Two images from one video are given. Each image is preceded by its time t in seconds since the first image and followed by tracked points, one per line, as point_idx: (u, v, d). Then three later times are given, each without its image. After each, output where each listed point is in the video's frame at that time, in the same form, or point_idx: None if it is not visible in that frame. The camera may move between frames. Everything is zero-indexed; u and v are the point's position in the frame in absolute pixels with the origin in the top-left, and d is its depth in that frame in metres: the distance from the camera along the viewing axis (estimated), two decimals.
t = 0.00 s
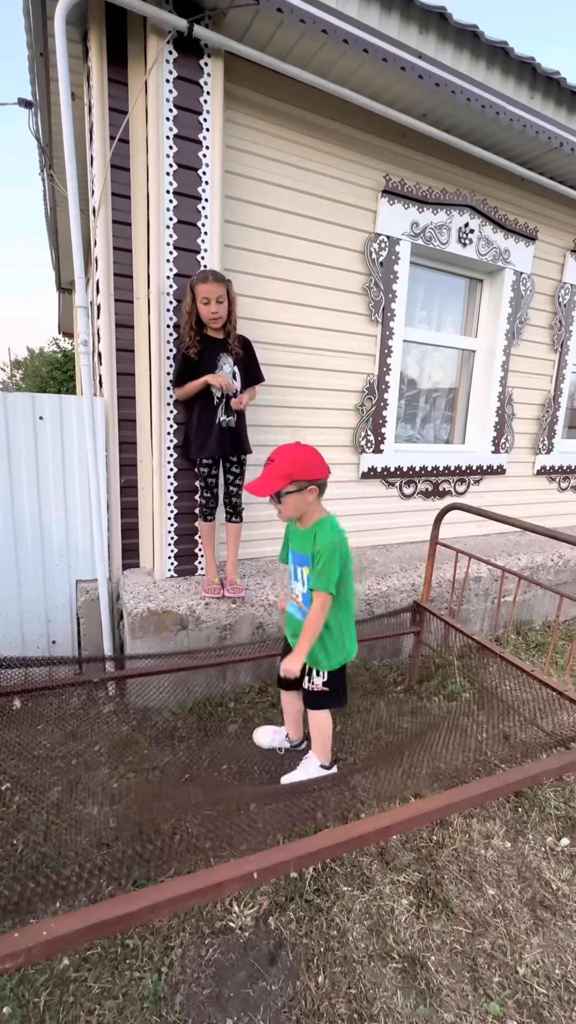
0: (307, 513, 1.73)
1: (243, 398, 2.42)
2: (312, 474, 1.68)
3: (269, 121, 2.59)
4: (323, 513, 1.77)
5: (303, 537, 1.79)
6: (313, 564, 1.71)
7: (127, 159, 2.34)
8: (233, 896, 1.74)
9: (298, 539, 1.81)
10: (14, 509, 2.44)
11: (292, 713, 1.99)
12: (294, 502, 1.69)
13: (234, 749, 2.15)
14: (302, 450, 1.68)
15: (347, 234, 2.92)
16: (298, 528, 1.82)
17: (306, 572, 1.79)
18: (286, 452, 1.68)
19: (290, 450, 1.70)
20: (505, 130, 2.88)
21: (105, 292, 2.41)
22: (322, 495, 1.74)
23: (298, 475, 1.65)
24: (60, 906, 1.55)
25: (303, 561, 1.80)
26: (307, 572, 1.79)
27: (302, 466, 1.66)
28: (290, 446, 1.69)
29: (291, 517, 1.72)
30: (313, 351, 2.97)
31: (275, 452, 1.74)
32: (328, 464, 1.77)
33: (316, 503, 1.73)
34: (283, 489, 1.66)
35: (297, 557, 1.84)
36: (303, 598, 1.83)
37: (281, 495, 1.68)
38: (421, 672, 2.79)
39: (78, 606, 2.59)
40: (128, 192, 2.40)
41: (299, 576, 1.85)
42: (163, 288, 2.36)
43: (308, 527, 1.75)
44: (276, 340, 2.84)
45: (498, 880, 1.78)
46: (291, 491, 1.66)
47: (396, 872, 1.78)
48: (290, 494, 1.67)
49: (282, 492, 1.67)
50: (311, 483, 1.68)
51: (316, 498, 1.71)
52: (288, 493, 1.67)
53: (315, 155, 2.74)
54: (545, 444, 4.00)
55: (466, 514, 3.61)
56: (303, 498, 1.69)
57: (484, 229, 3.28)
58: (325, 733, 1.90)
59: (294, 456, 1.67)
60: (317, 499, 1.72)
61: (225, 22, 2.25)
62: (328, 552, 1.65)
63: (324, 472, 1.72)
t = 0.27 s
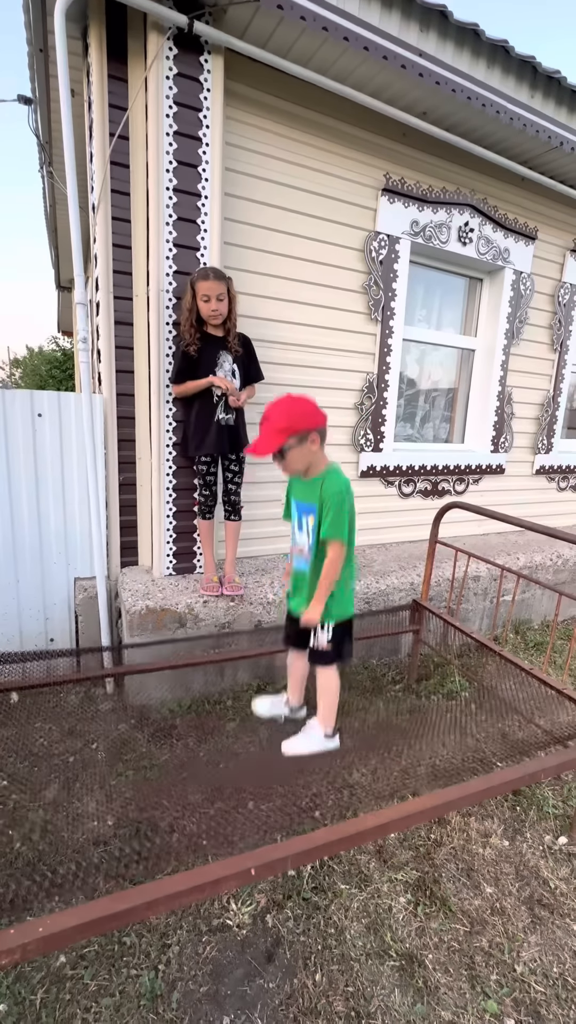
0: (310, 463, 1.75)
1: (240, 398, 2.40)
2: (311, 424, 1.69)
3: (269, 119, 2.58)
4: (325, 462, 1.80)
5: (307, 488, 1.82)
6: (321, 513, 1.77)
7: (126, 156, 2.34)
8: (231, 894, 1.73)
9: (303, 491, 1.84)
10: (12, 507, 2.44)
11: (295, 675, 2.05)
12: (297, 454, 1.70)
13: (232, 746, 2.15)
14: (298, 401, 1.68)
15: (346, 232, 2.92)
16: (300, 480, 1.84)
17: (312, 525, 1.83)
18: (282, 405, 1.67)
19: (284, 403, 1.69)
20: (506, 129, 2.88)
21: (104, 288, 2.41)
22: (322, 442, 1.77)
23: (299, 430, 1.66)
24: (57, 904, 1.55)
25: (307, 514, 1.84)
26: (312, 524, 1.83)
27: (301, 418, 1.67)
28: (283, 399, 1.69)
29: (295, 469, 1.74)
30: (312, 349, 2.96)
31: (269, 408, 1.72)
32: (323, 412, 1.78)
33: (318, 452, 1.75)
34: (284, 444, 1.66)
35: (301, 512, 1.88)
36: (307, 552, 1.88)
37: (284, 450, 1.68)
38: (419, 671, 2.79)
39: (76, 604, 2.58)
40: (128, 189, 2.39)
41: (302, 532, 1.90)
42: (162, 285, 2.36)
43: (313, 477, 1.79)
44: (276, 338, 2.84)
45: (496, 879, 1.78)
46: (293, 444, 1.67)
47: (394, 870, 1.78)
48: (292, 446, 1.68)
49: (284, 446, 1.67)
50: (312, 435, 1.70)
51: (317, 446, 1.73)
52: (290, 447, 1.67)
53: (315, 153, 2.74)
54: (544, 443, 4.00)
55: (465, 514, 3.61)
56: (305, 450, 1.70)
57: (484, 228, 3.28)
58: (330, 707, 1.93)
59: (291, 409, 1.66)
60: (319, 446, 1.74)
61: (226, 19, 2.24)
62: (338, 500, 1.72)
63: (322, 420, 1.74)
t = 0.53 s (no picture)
0: (313, 390, 1.83)
1: (240, 398, 2.39)
2: (309, 352, 1.76)
3: (271, 117, 2.58)
4: (325, 390, 1.88)
5: (315, 416, 1.87)
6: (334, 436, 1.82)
7: (126, 152, 2.33)
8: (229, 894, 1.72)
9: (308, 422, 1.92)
10: (10, 504, 2.42)
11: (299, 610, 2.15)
12: (299, 383, 1.77)
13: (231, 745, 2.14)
14: (294, 330, 1.74)
15: (347, 231, 2.91)
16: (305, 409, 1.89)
17: (323, 450, 1.88)
18: (280, 335, 1.74)
19: (279, 334, 1.74)
20: (507, 128, 2.87)
21: (104, 285, 2.40)
22: (321, 371, 1.84)
23: (296, 355, 1.72)
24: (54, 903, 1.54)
25: (318, 440, 1.88)
26: (323, 451, 1.88)
27: (298, 347, 1.73)
28: (278, 332, 1.75)
29: (298, 397, 1.82)
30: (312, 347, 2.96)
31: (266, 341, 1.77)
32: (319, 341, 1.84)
33: (317, 380, 1.83)
34: (286, 374, 1.72)
35: (310, 439, 1.92)
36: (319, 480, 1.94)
37: (286, 381, 1.75)
38: (418, 670, 2.78)
39: (74, 602, 2.57)
40: (128, 185, 2.38)
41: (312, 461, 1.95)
42: (162, 282, 2.35)
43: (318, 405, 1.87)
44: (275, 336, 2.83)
45: (495, 879, 1.77)
46: (294, 372, 1.74)
47: (393, 870, 1.77)
48: (293, 376, 1.75)
49: (285, 376, 1.74)
50: (310, 359, 1.77)
51: (318, 373, 1.80)
52: (292, 379, 1.75)
53: (316, 151, 2.74)
54: (544, 443, 4.00)
55: (465, 513, 3.60)
56: (305, 379, 1.78)
57: (485, 228, 3.28)
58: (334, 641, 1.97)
59: (288, 339, 1.73)
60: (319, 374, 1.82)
61: (227, 15, 2.23)
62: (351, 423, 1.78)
63: (320, 349, 1.81)
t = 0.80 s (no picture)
0: (317, 347, 1.88)
1: (240, 398, 2.37)
2: (312, 308, 1.81)
3: (272, 115, 2.57)
4: (327, 347, 1.93)
5: (320, 374, 1.93)
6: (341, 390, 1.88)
7: (126, 150, 2.31)
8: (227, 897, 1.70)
9: (313, 381, 1.97)
10: (8, 504, 2.41)
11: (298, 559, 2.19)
12: (304, 340, 1.83)
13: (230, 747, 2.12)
14: (297, 285, 1.79)
15: (348, 230, 2.90)
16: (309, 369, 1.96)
17: (330, 406, 1.94)
18: (284, 290, 1.78)
19: (281, 290, 1.79)
20: (508, 128, 2.86)
21: (103, 284, 2.38)
22: (324, 326, 1.90)
23: (300, 310, 1.77)
24: (50, 906, 1.52)
25: (325, 397, 1.94)
26: (330, 406, 1.94)
27: (301, 303, 1.78)
28: (280, 289, 1.79)
29: (304, 355, 1.87)
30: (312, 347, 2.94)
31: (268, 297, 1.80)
32: (320, 295, 1.89)
33: (320, 336, 1.88)
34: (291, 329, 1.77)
35: (317, 397, 1.98)
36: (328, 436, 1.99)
37: (292, 337, 1.79)
38: (418, 671, 2.76)
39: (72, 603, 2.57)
40: (128, 183, 2.37)
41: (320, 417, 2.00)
42: (161, 281, 2.33)
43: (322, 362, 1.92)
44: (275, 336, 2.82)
45: (496, 883, 1.75)
46: (300, 327, 1.79)
47: (393, 873, 1.75)
48: (298, 331, 1.79)
49: (291, 333, 1.78)
50: (314, 315, 1.82)
51: (321, 329, 1.86)
52: (297, 335, 1.80)
53: (317, 150, 2.73)
54: (544, 444, 3.99)
55: (465, 514, 3.59)
56: (310, 335, 1.83)
57: (486, 228, 3.27)
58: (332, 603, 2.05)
59: (291, 295, 1.77)
60: (322, 328, 1.87)
61: (227, 13, 2.22)
62: (360, 375, 1.82)
63: (322, 304, 1.86)
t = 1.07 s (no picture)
0: (322, 323, 2.04)
1: (239, 398, 2.33)
2: (317, 284, 1.97)
3: (273, 115, 2.55)
4: (333, 325, 2.09)
5: (327, 354, 2.12)
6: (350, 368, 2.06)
7: (126, 148, 2.29)
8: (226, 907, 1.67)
9: (319, 362, 2.16)
10: (5, 505, 2.38)
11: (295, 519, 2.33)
12: (310, 316, 1.99)
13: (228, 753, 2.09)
14: (303, 263, 1.96)
15: (349, 231, 2.88)
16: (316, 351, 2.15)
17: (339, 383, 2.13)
18: (291, 268, 1.95)
19: (288, 267, 1.96)
20: (511, 129, 2.85)
21: (102, 283, 2.36)
22: (332, 304, 2.05)
23: (305, 287, 1.93)
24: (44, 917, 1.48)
25: (333, 377, 2.13)
26: (338, 384, 2.14)
27: (306, 279, 1.94)
28: (287, 266, 1.96)
29: (310, 330, 2.02)
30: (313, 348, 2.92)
31: (276, 275, 1.98)
32: (329, 275, 2.05)
33: (328, 313, 2.04)
34: (297, 302, 1.93)
35: (326, 378, 2.16)
36: (338, 410, 2.19)
37: (298, 311, 1.95)
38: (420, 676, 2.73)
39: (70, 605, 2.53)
40: (128, 182, 2.34)
41: (328, 395, 2.20)
42: (161, 280, 2.31)
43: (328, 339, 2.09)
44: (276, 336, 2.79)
45: (499, 893, 1.72)
46: (305, 303, 1.95)
47: (395, 883, 1.72)
48: (304, 307, 1.95)
49: (296, 308, 1.95)
50: (319, 292, 1.98)
51: (327, 306, 2.02)
52: (302, 310, 1.96)
53: (318, 150, 2.71)
54: (546, 447, 3.97)
55: (466, 517, 3.57)
56: (315, 310, 1.99)
57: (487, 229, 3.25)
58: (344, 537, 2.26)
59: (297, 272, 1.94)
60: (329, 306, 2.03)
61: (229, 11, 2.20)
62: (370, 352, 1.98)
63: (329, 281, 2.01)
